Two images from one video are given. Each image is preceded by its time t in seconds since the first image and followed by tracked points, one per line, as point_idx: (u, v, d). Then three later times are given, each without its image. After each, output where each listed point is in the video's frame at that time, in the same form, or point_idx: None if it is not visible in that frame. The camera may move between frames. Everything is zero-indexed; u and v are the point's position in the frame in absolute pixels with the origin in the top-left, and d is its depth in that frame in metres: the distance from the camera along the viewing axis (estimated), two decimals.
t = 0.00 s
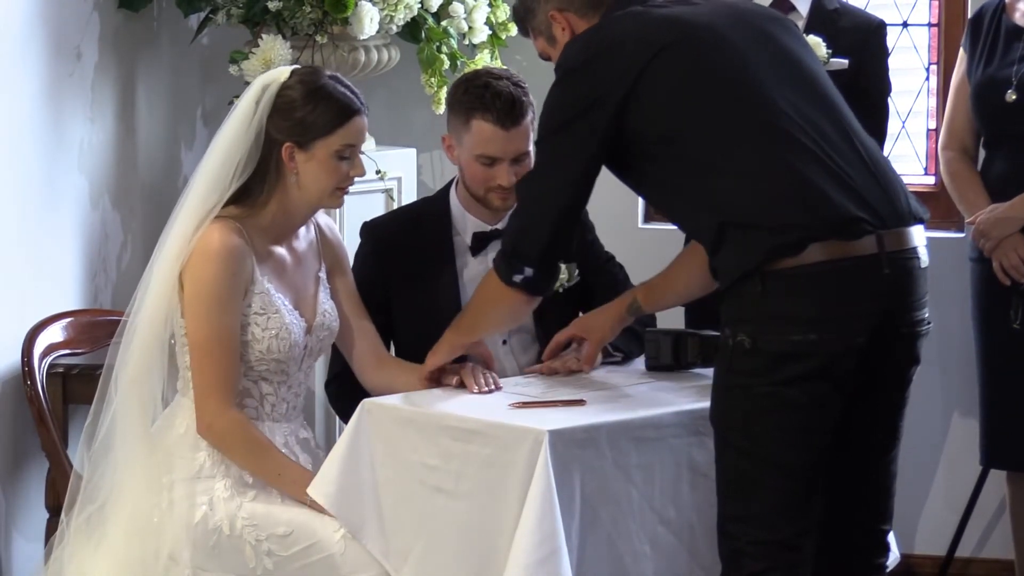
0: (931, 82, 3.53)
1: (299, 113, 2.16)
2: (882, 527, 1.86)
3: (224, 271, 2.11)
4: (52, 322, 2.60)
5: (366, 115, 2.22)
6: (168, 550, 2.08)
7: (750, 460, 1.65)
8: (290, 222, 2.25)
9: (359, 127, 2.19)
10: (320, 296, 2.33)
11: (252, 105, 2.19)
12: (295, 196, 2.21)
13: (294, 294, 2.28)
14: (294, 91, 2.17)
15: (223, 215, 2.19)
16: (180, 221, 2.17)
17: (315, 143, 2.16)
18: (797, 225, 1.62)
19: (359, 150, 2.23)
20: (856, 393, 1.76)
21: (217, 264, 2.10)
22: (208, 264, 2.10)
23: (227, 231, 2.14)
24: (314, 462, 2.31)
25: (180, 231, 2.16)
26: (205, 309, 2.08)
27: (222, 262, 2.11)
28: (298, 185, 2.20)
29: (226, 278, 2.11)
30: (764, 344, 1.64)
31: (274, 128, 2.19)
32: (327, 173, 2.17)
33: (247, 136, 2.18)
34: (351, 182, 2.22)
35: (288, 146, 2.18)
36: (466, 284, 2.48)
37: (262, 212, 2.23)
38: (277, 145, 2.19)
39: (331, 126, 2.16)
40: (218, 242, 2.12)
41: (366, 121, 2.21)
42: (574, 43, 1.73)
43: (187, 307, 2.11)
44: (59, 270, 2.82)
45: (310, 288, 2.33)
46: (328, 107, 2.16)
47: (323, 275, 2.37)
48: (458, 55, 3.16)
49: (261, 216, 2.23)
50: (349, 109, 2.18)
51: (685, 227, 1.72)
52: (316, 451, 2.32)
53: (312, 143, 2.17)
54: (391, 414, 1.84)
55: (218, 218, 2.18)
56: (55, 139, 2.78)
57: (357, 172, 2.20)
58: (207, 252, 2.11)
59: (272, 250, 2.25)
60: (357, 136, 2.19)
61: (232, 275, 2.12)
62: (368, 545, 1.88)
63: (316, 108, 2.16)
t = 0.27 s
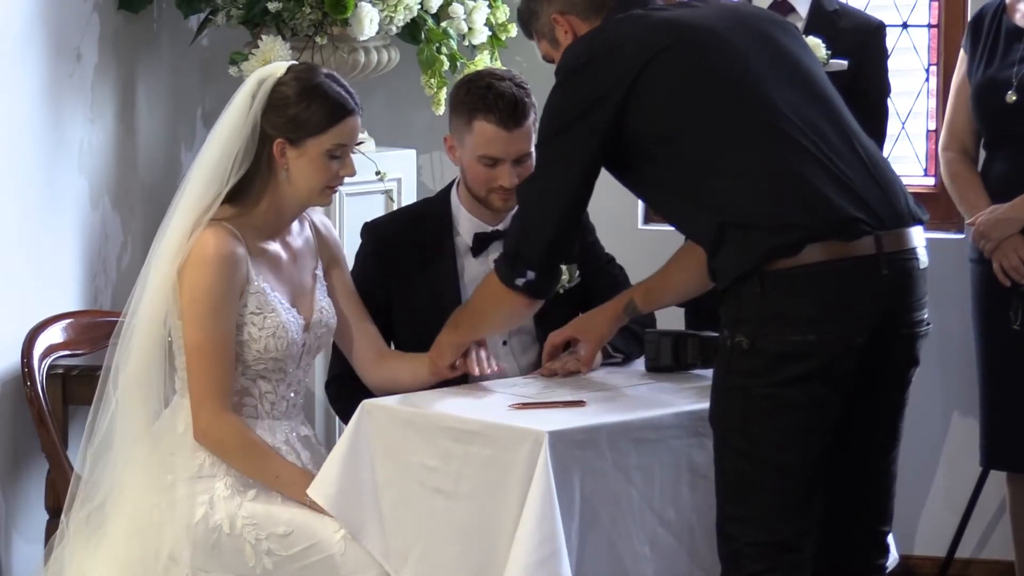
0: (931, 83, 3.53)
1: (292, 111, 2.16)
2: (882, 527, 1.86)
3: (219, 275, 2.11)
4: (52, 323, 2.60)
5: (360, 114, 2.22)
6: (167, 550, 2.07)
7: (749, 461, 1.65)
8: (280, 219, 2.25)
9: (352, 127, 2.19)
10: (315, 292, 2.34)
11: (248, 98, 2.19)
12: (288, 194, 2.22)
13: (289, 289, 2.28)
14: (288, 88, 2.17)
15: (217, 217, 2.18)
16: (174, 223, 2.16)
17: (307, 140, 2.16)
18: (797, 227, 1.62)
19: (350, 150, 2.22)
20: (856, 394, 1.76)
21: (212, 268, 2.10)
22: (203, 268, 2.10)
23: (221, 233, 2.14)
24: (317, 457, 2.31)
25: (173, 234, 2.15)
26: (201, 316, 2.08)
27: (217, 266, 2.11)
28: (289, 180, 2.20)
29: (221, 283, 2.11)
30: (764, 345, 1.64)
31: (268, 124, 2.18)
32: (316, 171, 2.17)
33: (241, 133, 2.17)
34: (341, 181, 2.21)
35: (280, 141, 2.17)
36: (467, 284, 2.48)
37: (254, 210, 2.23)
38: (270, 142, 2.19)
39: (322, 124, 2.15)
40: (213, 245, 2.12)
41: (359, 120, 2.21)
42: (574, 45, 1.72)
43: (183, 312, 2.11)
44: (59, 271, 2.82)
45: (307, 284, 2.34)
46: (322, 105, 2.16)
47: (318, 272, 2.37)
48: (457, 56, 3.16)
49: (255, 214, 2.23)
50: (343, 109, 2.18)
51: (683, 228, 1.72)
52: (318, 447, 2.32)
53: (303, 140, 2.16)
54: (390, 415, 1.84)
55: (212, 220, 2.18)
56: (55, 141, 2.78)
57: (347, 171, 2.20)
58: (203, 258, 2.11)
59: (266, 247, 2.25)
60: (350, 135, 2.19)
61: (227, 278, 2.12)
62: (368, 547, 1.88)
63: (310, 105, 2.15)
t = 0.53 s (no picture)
0: (931, 87, 3.53)
1: (279, 113, 2.16)
2: (883, 531, 1.86)
3: (207, 283, 2.10)
4: (52, 327, 2.60)
5: (348, 116, 2.21)
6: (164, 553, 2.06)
7: (749, 465, 1.65)
8: (266, 222, 2.25)
9: (339, 129, 2.18)
10: (302, 294, 2.34)
11: (236, 100, 2.19)
12: (275, 197, 2.21)
13: (276, 291, 2.28)
14: (276, 90, 2.17)
15: (203, 222, 2.18)
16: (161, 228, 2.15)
17: (295, 143, 2.16)
18: (797, 231, 1.63)
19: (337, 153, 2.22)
20: (857, 397, 1.76)
21: (199, 276, 2.09)
22: (189, 276, 2.09)
23: (206, 239, 2.12)
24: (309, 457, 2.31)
25: (161, 239, 2.14)
26: (191, 324, 2.07)
27: (204, 274, 2.10)
28: (277, 183, 2.19)
29: (208, 291, 2.09)
30: (764, 348, 1.64)
31: (256, 127, 2.18)
32: (304, 174, 2.17)
33: (229, 136, 2.17)
34: (329, 183, 2.21)
35: (268, 144, 2.17)
36: (467, 287, 2.48)
37: (239, 214, 2.24)
38: (258, 144, 2.19)
39: (309, 126, 2.15)
40: (199, 253, 2.10)
41: (347, 123, 2.20)
42: (574, 51, 1.72)
43: (172, 322, 2.09)
44: (59, 275, 2.82)
45: (293, 287, 2.33)
46: (310, 106, 2.15)
47: (305, 274, 2.38)
48: (457, 59, 3.16)
49: (238, 219, 2.23)
50: (331, 111, 2.17)
51: (683, 232, 1.72)
52: (310, 447, 2.33)
53: (292, 142, 2.16)
54: (390, 419, 1.84)
55: (200, 225, 2.17)
56: (55, 144, 2.78)
57: (335, 173, 2.19)
58: (190, 266, 2.09)
59: (252, 251, 2.24)
60: (338, 137, 2.18)
61: (213, 286, 2.10)
62: (368, 549, 1.89)
63: (297, 106, 2.15)
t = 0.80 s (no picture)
0: (931, 87, 3.53)
1: (265, 116, 2.16)
2: (882, 530, 1.86)
3: (194, 287, 2.10)
4: (52, 327, 2.60)
5: (333, 115, 2.22)
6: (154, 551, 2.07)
7: (749, 465, 1.65)
8: (256, 226, 2.25)
9: (325, 129, 2.19)
10: (290, 298, 2.34)
11: (220, 106, 2.20)
12: (264, 199, 2.21)
13: (263, 295, 2.28)
14: (260, 94, 2.17)
15: (190, 226, 2.18)
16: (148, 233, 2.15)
17: (281, 145, 2.16)
18: (796, 231, 1.63)
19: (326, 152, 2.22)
20: (857, 397, 1.76)
21: (187, 279, 2.09)
22: (177, 280, 2.09)
23: (195, 242, 2.12)
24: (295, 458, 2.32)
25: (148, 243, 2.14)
26: (179, 327, 2.07)
27: (192, 277, 2.10)
28: (266, 187, 2.19)
29: (195, 294, 2.10)
30: (765, 348, 1.64)
31: (241, 131, 2.18)
32: (294, 175, 2.17)
33: (215, 141, 2.17)
34: (319, 183, 2.21)
35: (255, 148, 2.17)
36: (466, 288, 2.49)
37: (227, 218, 2.23)
38: (245, 148, 2.19)
39: (297, 126, 2.15)
40: (186, 257, 2.10)
41: (332, 122, 2.21)
42: (573, 55, 1.72)
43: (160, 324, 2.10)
44: (59, 275, 2.82)
45: (280, 292, 2.33)
46: (295, 107, 2.16)
47: (293, 279, 2.38)
48: (458, 60, 3.17)
49: (227, 224, 2.23)
50: (316, 110, 2.17)
51: (682, 232, 1.72)
52: (296, 447, 2.34)
53: (279, 145, 2.16)
54: (390, 419, 1.84)
55: (187, 229, 2.17)
56: (56, 144, 2.78)
57: (324, 172, 2.20)
58: (177, 270, 2.10)
59: (240, 255, 2.24)
60: (325, 136, 2.19)
61: (200, 289, 2.11)
62: (368, 549, 1.88)
63: (283, 108, 2.15)
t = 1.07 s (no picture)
0: (931, 86, 3.53)
1: (259, 114, 2.16)
2: (883, 530, 1.86)
3: (191, 286, 2.10)
4: (52, 327, 2.60)
5: (327, 111, 2.22)
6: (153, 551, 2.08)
7: (749, 465, 1.65)
8: (257, 226, 2.25)
9: (318, 125, 2.18)
10: (289, 298, 2.35)
11: (214, 106, 2.19)
12: (261, 198, 2.21)
13: (261, 294, 2.28)
14: (254, 92, 2.16)
15: (188, 225, 2.18)
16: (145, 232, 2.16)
17: (276, 143, 2.16)
18: (796, 231, 1.63)
19: (320, 149, 2.22)
20: (857, 396, 1.77)
21: (184, 278, 2.09)
22: (174, 279, 2.09)
23: (193, 240, 2.13)
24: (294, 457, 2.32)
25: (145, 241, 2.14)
26: (176, 326, 2.07)
27: (190, 276, 2.10)
28: (261, 184, 2.19)
29: (193, 293, 2.10)
30: (765, 348, 1.64)
31: (236, 130, 2.18)
32: (289, 173, 2.17)
33: (208, 142, 2.17)
34: (315, 180, 2.22)
35: (250, 147, 2.17)
36: (465, 288, 2.48)
37: (226, 218, 2.23)
38: (240, 148, 2.19)
39: (290, 124, 2.15)
40: (184, 256, 2.10)
41: (326, 118, 2.20)
42: (572, 56, 1.73)
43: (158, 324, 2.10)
44: (59, 275, 2.83)
45: (279, 292, 2.34)
46: (289, 105, 2.15)
47: (292, 279, 2.38)
48: (458, 59, 3.17)
49: (226, 223, 2.23)
50: (308, 107, 2.17)
51: (682, 232, 1.72)
52: (295, 447, 2.34)
53: (274, 143, 2.16)
54: (390, 418, 1.84)
55: (185, 228, 2.17)
56: (55, 144, 2.78)
57: (320, 169, 2.20)
58: (175, 269, 2.10)
59: (238, 255, 2.24)
60: (319, 133, 2.19)
61: (198, 288, 2.11)
62: (368, 549, 1.88)
63: (276, 105, 2.15)
